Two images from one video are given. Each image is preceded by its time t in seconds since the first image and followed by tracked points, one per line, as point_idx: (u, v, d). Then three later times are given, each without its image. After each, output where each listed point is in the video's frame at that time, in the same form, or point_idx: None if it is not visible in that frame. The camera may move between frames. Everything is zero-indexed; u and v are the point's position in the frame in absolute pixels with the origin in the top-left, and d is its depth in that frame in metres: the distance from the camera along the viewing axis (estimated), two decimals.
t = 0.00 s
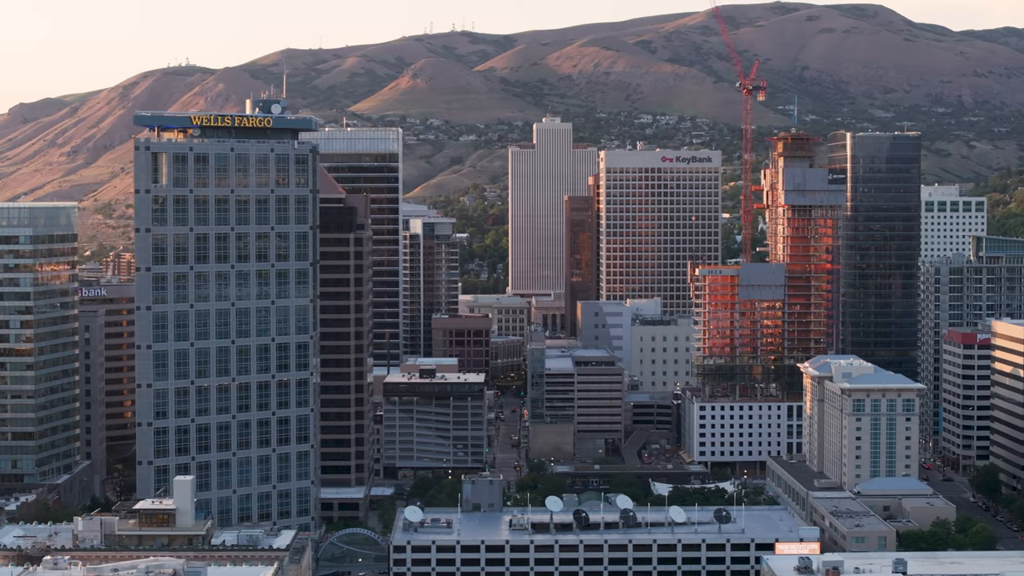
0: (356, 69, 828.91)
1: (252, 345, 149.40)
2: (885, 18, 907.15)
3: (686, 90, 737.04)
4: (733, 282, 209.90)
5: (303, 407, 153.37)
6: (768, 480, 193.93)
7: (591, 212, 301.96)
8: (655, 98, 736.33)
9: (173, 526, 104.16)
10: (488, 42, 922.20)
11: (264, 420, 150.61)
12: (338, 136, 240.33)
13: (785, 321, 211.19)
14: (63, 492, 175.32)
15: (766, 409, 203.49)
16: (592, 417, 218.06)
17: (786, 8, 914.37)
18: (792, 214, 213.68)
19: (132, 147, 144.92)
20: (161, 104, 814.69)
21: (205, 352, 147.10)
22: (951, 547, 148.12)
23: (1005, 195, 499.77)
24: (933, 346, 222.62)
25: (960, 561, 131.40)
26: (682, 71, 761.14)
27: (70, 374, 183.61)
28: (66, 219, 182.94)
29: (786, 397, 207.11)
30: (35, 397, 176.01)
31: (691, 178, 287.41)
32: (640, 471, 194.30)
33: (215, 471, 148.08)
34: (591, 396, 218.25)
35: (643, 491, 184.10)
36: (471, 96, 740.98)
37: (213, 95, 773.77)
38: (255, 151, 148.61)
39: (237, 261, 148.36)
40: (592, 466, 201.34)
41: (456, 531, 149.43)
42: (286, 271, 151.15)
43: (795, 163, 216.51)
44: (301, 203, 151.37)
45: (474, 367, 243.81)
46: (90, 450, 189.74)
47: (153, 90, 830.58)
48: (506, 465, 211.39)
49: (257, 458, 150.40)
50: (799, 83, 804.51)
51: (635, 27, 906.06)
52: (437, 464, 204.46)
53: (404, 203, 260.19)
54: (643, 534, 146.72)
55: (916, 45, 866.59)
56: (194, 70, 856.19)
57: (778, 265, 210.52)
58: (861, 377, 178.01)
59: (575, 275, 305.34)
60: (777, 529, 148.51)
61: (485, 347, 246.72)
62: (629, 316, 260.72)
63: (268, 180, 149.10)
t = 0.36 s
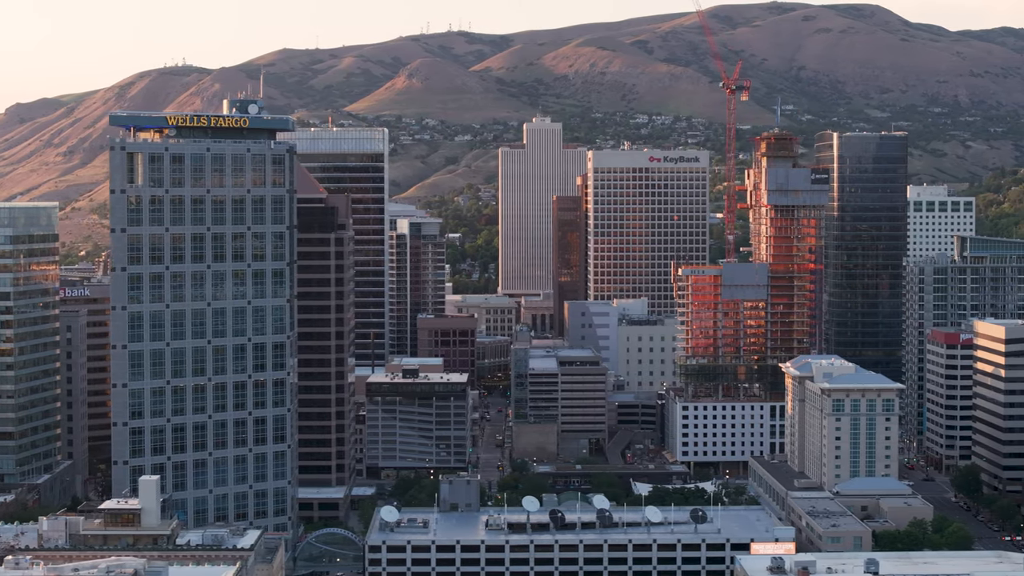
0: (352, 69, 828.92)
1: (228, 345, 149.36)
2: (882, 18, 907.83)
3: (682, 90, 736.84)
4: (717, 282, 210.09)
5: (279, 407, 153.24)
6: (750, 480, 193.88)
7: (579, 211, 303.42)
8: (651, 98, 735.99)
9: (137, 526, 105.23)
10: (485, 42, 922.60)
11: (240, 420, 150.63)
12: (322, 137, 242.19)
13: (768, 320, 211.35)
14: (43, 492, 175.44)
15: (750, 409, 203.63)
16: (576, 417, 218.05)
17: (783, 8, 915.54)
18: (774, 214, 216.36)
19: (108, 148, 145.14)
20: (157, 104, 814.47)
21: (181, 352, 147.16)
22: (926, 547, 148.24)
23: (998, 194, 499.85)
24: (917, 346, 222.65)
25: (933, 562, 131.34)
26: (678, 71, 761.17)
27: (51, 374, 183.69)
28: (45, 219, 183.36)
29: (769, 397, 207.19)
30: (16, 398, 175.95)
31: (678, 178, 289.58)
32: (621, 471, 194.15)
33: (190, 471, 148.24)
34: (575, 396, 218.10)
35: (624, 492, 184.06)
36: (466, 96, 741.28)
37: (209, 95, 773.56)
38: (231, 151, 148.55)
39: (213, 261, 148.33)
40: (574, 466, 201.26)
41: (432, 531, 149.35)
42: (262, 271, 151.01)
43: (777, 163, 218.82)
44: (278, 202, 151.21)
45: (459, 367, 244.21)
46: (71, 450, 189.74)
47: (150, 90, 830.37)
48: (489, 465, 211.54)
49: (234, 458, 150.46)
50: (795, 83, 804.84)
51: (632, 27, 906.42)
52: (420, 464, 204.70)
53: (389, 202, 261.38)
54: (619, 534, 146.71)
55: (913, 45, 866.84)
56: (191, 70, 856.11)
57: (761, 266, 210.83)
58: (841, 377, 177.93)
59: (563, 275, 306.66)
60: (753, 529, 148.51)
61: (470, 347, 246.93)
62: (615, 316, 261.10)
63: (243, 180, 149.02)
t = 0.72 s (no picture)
0: (349, 69, 829.37)
1: (205, 345, 149.40)
2: (879, 18, 908.04)
3: (679, 90, 736.80)
4: (700, 282, 210.57)
5: (257, 407, 153.19)
6: (732, 480, 193.76)
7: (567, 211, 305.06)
8: (647, 98, 736.05)
9: (102, 525, 107.51)
10: (482, 42, 923.01)
11: (217, 420, 150.70)
12: (307, 138, 245.10)
13: (751, 320, 211.68)
14: (25, 492, 175.83)
15: (733, 409, 203.75)
16: (561, 417, 218.07)
17: (780, 8, 916.51)
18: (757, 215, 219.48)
19: (84, 148, 145.46)
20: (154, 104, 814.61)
21: (157, 352, 147.34)
22: (903, 547, 148.29)
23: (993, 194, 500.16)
24: (901, 346, 222.75)
25: (907, 561, 131.02)
26: (675, 71, 761.50)
27: (32, 374, 184.02)
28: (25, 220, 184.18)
29: (752, 397, 207.15)
30: None
31: (666, 178, 291.44)
32: (603, 471, 194.23)
33: (167, 471, 148.51)
34: (559, 396, 218.13)
35: (604, 492, 183.95)
36: (463, 97, 741.74)
37: (206, 95, 773.45)
38: (208, 151, 148.60)
39: (190, 262, 148.45)
40: (556, 466, 201.21)
41: (409, 531, 149.31)
42: (239, 271, 151.07)
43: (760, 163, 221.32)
44: (255, 203, 151.27)
45: (445, 368, 244.45)
46: (54, 450, 190.07)
47: (147, 90, 830.51)
48: (473, 465, 211.85)
49: (211, 458, 150.61)
50: (792, 83, 805.18)
51: (629, 27, 906.95)
52: (403, 464, 204.69)
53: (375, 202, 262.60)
54: (596, 534, 146.65)
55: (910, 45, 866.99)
56: (188, 70, 856.38)
57: (744, 265, 211.25)
58: (821, 377, 177.86)
59: (552, 274, 308.38)
60: (729, 529, 148.56)
61: (457, 347, 247.05)
62: (602, 314, 261.58)
63: (220, 180, 149.07)
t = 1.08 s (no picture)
0: (347, 69, 829.48)
1: (182, 345, 149.52)
2: (877, 18, 908.47)
3: (675, 90, 737.11)
4: (684, 282, 210.54)
5: (235, 408, 153.28)
6: (715, 480, 193.82)
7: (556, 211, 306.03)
8: (644, 98, 736.17)
9: (68, 525, 109.23)
10: (480, 42, 923.50)
11: (194, 420, 150.80)
12: (295, 137, 246.83)
13: (735, 321, 211.91)
14: (7, 490, 175.97)
15: (717, 409, 203.67)
16: (546, 417, 218.20)
17: (778, 8, 917.07)
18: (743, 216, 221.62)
19: (61, 148, 145.53)
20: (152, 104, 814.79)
21: (134, 353, 147.34)
22: (880, 548, 148.42)
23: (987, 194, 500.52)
24: (886, 345, 221.63)
25: (880, 561, 131.19)
26: (671, 71, 761.69)
27: (14, 373, 184.17)
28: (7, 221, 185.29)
29: (736, 397, 207.12)
30: None
31: (655, 178, 292.32)
32: (586, 471, 194.38)
33: (145, 471, 148.56)
34: (544, 397, 218.30)
35: (586, 492, 184.03)
36: (459, 97, 742.20)
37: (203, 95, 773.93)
38: (185, 152, 148.81)
39: (167, 262, 148.55)
40: (539, 466, 201.33)
41: (386, 531, 149.29)
42: (217, 271, 151.10)
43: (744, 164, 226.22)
44: (233, 203, 151.31)
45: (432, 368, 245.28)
46: (37, 450, 190.11)
47: (144, 89, 830.63)
48: (458, 465, 212.72)
49: (188, 458, 150.72)
50: (789, 83, 805.50)
51: (627, 27, 907.48)
52: (387, 464, 204.73)
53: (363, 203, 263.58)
54: (573, 534, 146.73)
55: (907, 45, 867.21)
56: (186, 70, 856.51)
57: (728, 266, 211.33)
58: (802, 377, 177.94)
59: (542, 274, 309.21)
60: (705, 529, 148.55)
61: (443, 348, 247.42)
62: (589, 315, 261.30)
63: (198, 180, 149.26)
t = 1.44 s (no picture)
0: (345, 69, 829.69)
1: (160, 345, 149.59)
2: (874, 18, 908.89)
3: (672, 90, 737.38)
4: (668, 282, 211.80)
5: (213, 407, 153.41)
6: (697, 481, 193.85)
7: (546, 210, 306.63)
8: (641, 98, 736.13)
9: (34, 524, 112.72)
10: (478, 42, 923.66)
11: (171, 420, 150.89)
12: (283, 137, 248.08)
13: (719, 321, 213.19)
14: None
15: (700, 409, 203.75)
16: (530, 417, 218.28)
17: (775, 8, 917.55)
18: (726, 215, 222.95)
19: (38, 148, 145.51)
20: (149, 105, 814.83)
21: (112, 352, 147.36)
22: (857, 548, 148.49)
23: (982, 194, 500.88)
24: (873, 347, 222.10)
25: (855, 561, 131.16)
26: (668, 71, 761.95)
27: None
28: None
29: (720, 397, 207.30)
30: None
31: (644, 178, 292.78)
32: (569, 471, 194.45)
33: (122, 471, 148.58)
34: (529, 397, 218.38)
35: (567, 492, 184.00)
36: (456, 97, 742.53)
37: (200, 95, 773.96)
38: (162, 152, 148.88)
39: (144, 262, 148.57)
40: (522, 466, 201.35)
41: (364, 530, 149.17)
42: (194, 271, 151.22)
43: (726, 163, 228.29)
44: (210, 203, 151.49)
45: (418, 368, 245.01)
46: (19, 450, 189.16)
47: (142, 90, 830.75)
48: (442, 465, 212.41)
49: (165, 459, 150.81)
50: (787, 83, 805.68)
51: (625, 27, 907.80)
52: (371, 464, 204.58)
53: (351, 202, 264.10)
54: (549, 534, 146.85)
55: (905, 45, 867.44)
56: (183, 70, 856.73)
57: (711, 266, 213.24)
58: (783, 377, 177.39)
59: (531, 274, 309.79)
60: (683, 529, 148.58)
61: (430, 347, 247.35)
62: (577, 315, 261.56)
63: (175, 179, 149.42)
